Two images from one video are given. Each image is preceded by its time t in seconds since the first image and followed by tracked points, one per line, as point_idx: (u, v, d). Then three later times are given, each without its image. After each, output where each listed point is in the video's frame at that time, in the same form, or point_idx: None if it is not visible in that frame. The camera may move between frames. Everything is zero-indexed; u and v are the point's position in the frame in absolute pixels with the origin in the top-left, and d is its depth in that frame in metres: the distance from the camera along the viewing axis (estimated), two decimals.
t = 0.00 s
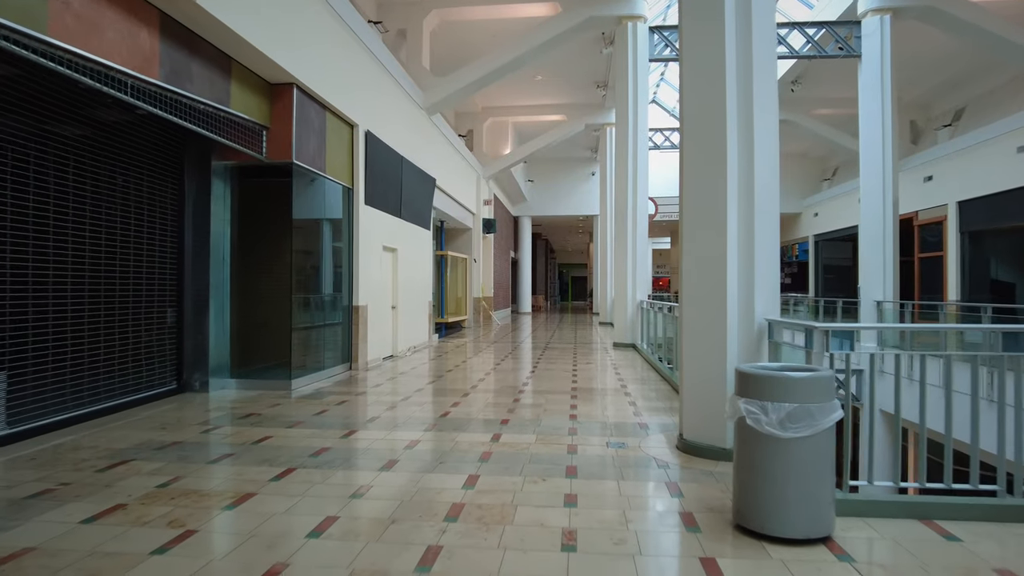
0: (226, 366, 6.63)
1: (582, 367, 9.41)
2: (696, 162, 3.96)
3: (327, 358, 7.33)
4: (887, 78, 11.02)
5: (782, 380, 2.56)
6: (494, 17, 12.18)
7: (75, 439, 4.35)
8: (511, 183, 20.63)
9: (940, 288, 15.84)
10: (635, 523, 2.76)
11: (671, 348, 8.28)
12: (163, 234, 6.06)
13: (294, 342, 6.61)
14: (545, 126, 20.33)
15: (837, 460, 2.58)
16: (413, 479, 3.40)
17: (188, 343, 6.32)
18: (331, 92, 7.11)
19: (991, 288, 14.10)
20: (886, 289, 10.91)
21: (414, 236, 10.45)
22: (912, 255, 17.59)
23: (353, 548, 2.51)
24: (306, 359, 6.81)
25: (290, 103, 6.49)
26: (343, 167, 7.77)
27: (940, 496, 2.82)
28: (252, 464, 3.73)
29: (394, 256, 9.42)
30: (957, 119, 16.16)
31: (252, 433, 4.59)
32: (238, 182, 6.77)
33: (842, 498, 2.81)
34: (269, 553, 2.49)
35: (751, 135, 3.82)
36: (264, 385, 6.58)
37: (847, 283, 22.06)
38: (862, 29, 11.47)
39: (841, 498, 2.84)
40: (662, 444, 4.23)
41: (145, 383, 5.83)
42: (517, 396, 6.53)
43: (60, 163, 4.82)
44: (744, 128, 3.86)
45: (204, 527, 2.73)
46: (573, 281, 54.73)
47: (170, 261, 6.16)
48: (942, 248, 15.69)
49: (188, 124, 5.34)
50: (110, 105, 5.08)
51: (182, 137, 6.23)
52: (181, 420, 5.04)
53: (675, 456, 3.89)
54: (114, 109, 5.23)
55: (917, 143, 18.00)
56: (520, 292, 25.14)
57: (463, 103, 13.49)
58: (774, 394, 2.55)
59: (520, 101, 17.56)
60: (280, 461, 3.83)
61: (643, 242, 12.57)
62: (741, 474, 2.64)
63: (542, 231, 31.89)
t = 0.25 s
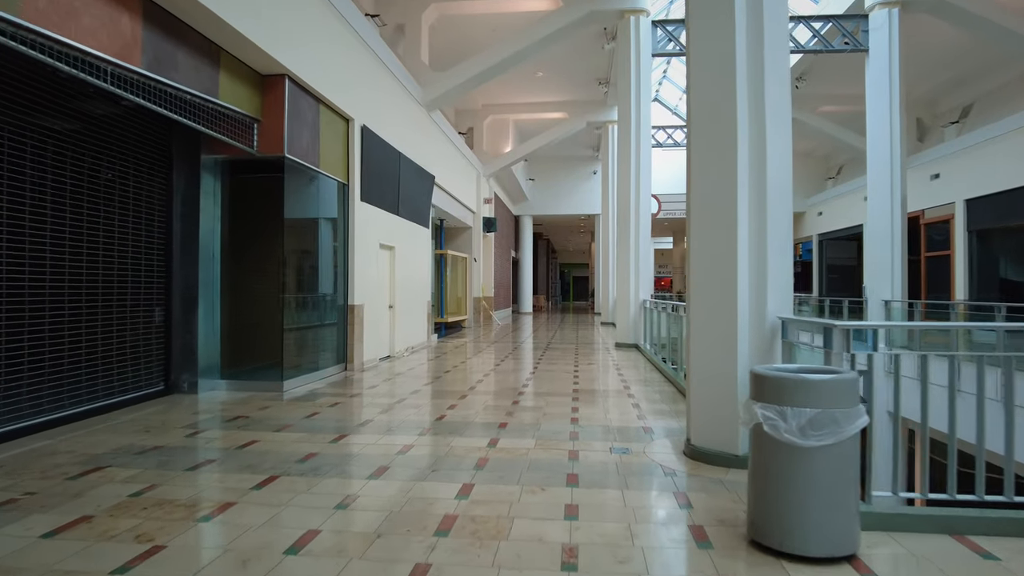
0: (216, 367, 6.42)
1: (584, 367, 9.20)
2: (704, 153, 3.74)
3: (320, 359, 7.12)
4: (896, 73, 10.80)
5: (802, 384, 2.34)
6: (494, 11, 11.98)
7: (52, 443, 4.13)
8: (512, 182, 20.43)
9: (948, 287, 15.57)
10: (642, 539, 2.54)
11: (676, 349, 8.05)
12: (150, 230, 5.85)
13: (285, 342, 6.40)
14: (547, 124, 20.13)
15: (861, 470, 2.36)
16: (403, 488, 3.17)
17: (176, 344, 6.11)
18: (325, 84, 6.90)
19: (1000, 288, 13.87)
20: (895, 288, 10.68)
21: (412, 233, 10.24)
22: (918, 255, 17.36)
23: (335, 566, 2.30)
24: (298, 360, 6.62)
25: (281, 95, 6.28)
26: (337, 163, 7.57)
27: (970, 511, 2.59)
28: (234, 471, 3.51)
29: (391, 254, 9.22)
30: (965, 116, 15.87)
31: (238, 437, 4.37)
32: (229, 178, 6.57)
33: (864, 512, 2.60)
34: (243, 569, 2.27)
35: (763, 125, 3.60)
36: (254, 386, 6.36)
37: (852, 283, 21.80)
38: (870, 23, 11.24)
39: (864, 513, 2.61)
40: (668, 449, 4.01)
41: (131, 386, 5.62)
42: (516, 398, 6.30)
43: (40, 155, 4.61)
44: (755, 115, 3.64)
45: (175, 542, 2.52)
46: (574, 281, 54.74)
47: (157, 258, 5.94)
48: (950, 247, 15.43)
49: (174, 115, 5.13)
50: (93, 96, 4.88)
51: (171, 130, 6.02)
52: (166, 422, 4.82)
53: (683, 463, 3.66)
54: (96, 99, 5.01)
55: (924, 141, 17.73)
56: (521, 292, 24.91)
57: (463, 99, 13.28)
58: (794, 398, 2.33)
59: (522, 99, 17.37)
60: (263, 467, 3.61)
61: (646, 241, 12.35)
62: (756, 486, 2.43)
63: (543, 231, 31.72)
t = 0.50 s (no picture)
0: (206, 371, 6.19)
1: (586, 371, 8.99)
2: (714, 149, 3.52)
3: (313, 362, 6.90)
4: (904, 69, 10.57)
5: (828, 398, 2.11)
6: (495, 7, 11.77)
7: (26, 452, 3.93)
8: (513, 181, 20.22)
9: (955, 288, 15.32)
10: (649, 567, 2.33)
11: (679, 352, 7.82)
12: (136, 229, 5.64)
13: (276, 345, 6.18)
14: (548, 123, 19.92)
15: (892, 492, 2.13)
16: (392, 505, 2.96)
17: (164, 348, 5.88)
18: (319, 79, 6.69)
19: (1009, 289, 13.62)
20: (904, 289, 10.44)
21: (410, 233, 10.02)
22: (924, 255, 17.09)
23: None
24: (289, 363, 6.39)
25: (273, 89, 6.07)
26: (332, 160, 7.36)
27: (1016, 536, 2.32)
28: (214, 484, 3.30)
29: (388, 254, 9.01)
30: (972, 115, 15.30)
31: (223, 446, 4.16)
32: (219, 176, 6.36)
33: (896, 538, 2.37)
34: None
35: (777, 118, 3.38)
36: (245, 391, 6.14)
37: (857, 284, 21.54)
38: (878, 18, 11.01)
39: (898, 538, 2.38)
40: (676, 461, 3.79)
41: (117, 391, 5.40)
42: (515, 403, 6.08)
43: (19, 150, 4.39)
44: (768, 108, 3.42)
45: (140, 568, 2.31)
46: (575, 281, 54.58)
47: (143, 258, 5.73)
48: (957, 248, 15.18)
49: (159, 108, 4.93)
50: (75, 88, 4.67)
51: (158, 125, 5.81)
52: (149, 430, 4.62)
53: (691, 477, 3.45)
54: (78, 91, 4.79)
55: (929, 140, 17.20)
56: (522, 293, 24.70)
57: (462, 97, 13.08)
58: (819, 415, 2.10)
59: (523, 97, 17.16)
60: (245, 480, 3.40)
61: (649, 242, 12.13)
62: (777, 511, 2.20)
63: (545, 231, 31.53)
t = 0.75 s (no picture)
0: (194, 372, 5.99)
1: (587, 372, 8.78)
2: (724, 144, 3.32)
3: (305, 364, 6.70)
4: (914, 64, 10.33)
5: (857, 408, 1.89)
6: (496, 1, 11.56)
7: None
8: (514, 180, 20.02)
9: (963, 288, 15.05)
10: None
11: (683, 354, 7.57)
12: (121, 226, 5.44)
13: (266, 347, 5.98)
14: (549, 120, 19.71)
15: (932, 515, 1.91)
16: (379, 522, 2.73)
17: (150, 349, 5.68)
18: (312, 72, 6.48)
19: (1018, 290, 13.38)
20: (913, 289, 10.21)
21: (408, 231, 9.82)
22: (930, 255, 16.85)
23: None
24: (278, 365, 6.18)
25: (264, 82, 5.86)
26: (326, 156, 7.17)
27: None
28: (189, 496, 3.08)
29: (385, 253, 8.80)
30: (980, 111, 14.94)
31: (205, 453, 3.94)
32: (208, 174, 6.16)
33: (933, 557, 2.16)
34: None
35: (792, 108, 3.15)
36: (234, 394, 5.93)
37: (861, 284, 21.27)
38: (887, 12, 10.77)
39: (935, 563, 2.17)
40: (683, 471, 3.58)
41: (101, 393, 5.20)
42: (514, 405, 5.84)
43: None
44: (783, 95, 3.20)
45: None
46: (577, 281, 54.39)
47: (128, 256, 5.53)
48: (965, 247, 14.91)
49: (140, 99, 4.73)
50: (53, 78, 4.46)
51: (144, 119, 5.61)
52: (129, 435, 4.40)
53: (700, 489, 3.24)
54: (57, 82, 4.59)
55: (935, 137, 16.88)
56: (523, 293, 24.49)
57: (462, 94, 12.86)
58: (848, 427, 1.89)
59: (525, 94, 16.95)
60: (222, 491, 3.17)
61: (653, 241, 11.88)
62: (799, 535, 1.99)
63: (546, 230, 31.33)
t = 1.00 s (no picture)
0: (180, 375, 5.76)
1: (588, 374, 8.56)
2: (736, 135, 3.09)
3: (297, 366, 6.48)
4: (923, 58, 10.10)
5: (889, 420, 1.67)
6: None
7: None
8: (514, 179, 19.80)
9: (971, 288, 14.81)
10: None
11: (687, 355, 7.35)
12: (103, 222, 5.20)
13: (255, 348, 5.75)
14: (550, 118, 19.49)
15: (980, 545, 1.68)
16: (361, 543, 2.51)
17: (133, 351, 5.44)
18: (303, 64, 6.25)
19: None
20: (921, 289, 9.98)
21: (405, 229, 9.60)
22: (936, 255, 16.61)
23: None
24: (267, 367, 5.96)
25: (252, 73, 5.63)
26: (319, 152, 6.95)
27: None
28: (160, 511, 2.86)
29: (381, 251, 8.58)
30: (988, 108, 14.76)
31: (183, 462, 3.71)
32: (195, 169, 5.93)
33: None
34: None
35: (810, 95, 2.92)
36: (221, 397, 5.71)
37: (866, 284, 21.03)
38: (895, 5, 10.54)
39: None
40: (690, 483, 3.35)
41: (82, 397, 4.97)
42: (512, 409, 5.63)
43: None
44: (799, 79, 2.96)
45: None
46: (577, 281, 54.19)
47: (110, 253, 5.29)
48: (972, 247, 14.68)
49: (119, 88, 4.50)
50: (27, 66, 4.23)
51: (127, 111, 5.38)
52: (106, 441, 4.18)
53: (711, 504, 3.01)
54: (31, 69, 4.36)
55: (942, 135, 16.68)
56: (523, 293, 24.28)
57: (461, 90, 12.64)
58: (885, 443, 1.67)
59: (525, 92, 16.74)
60: (195, 506, 2.95)
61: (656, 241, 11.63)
62: (826, 564, 1.77)
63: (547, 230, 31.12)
